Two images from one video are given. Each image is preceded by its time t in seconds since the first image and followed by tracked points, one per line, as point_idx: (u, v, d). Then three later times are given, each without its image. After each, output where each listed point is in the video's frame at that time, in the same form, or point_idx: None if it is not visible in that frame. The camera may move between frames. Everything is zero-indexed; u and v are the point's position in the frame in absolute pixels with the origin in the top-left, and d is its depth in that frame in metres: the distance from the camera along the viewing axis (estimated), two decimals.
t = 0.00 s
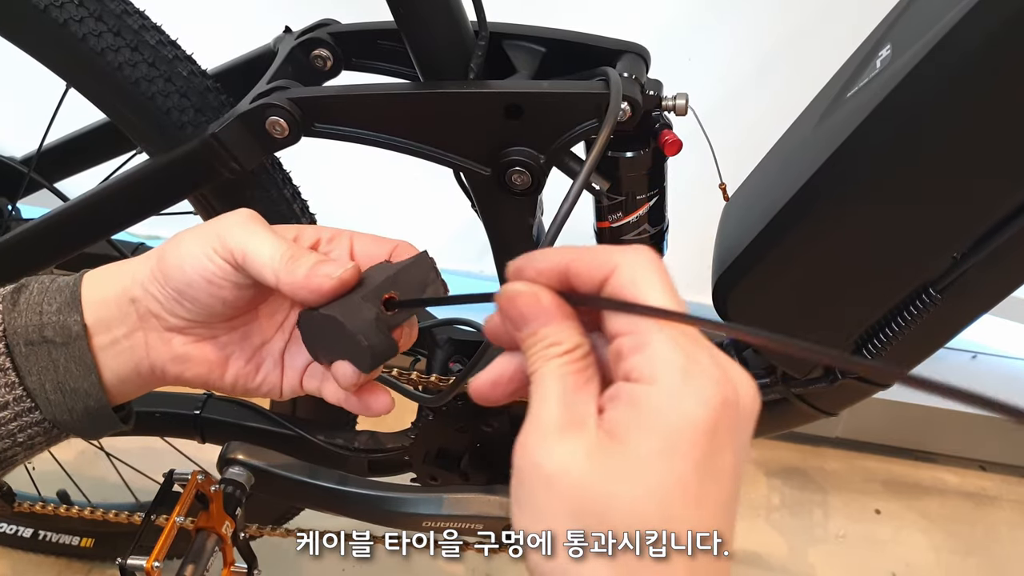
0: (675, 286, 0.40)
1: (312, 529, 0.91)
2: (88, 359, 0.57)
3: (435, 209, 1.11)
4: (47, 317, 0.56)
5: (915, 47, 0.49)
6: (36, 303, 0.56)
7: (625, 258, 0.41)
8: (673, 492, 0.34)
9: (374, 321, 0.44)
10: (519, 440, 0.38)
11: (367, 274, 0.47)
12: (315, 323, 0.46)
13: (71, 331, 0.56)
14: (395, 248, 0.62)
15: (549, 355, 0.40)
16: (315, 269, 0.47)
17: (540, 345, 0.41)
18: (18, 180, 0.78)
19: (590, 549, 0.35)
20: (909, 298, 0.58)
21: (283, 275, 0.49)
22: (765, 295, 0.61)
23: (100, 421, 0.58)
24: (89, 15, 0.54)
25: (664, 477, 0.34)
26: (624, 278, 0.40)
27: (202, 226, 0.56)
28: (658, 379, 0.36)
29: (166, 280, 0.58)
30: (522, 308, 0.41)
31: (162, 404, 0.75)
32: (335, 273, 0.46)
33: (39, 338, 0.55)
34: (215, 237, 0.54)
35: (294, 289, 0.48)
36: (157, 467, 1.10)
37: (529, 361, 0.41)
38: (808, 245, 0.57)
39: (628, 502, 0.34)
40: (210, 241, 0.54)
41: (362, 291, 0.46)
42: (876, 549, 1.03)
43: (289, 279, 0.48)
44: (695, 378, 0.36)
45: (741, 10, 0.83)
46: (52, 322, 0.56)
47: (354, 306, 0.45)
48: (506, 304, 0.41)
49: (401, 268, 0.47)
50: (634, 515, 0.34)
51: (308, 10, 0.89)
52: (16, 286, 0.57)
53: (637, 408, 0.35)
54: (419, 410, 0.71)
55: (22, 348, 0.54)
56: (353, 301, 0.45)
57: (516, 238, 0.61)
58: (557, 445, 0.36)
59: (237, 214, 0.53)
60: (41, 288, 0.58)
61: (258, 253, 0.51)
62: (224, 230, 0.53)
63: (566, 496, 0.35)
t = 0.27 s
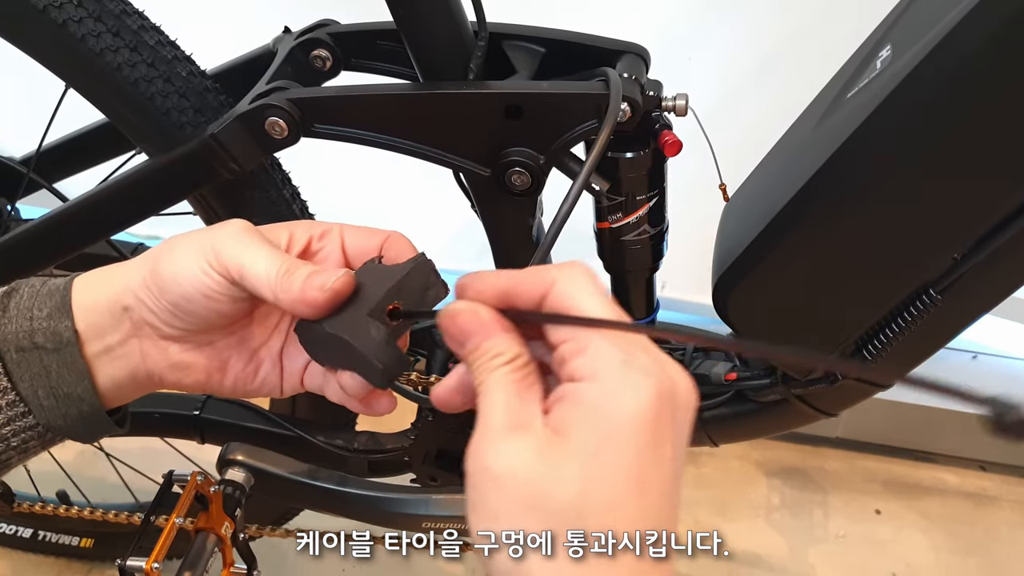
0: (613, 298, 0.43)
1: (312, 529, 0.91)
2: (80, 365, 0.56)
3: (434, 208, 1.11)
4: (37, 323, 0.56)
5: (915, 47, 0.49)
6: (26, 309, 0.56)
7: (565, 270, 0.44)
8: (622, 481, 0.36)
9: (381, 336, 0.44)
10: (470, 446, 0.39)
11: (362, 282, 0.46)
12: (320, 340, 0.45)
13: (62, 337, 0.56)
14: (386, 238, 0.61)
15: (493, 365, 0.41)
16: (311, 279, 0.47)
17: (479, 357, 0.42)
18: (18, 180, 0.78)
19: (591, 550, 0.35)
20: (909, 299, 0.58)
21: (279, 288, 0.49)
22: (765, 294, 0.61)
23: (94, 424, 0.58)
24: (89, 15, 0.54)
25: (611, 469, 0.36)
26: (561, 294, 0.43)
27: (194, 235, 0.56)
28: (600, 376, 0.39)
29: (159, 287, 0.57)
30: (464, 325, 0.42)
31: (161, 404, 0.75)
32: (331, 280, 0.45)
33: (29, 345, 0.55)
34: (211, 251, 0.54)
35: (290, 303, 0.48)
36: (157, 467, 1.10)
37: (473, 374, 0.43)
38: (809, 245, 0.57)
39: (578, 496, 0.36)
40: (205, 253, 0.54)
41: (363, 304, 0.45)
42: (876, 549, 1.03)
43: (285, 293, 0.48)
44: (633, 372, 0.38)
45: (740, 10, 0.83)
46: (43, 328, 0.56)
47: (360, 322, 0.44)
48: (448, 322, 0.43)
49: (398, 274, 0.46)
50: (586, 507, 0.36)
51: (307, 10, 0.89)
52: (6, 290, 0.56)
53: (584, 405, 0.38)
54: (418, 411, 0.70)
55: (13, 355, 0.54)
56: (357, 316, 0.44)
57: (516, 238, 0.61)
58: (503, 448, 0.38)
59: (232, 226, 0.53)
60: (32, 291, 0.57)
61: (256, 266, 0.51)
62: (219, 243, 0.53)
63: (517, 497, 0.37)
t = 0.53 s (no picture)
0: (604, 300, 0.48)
1: (312, 529, 0.91)
2: (55, 382, 0.56)
3: (434, 208, 1.11)
4: (8, 337, 0.54)
5: (915, 47, 0.49)
6: None
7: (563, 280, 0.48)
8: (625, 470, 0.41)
9: (420, 344, 0.44)
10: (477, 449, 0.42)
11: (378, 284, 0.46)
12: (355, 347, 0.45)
13: (32, 353, 0.54)
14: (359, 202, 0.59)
15: (484, 365, 0.44)
16: (320, 283, 0.45)
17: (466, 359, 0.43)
18: (18, 180, 0.78)
19: (590, 549, 0.39)
20: (909, 299, 0.58)
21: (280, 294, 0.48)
22: (765, 294, 0.61)
23: (76, 433, 0.58)
24: (89, 15, 0.54)
25: (616, 462, 0.41)
26: (557, 300, 0.47)
27: (183, 248, 0.53)
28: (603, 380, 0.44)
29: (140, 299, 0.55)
30: (454, 324, 0.43)
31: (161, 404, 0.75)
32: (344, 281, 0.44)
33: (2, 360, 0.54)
34: (207, 272, 0.52)
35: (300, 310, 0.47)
36: (157, 467, 1.10)
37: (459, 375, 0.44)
38: (809, 245, 0.57)
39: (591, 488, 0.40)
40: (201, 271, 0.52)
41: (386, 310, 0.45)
42: (876, 549, 1.03)
43: (293, 304, 0.46)
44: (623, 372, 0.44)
45: (741, 10, 0.83)
46: (13, 343, 0.54)
47: (396, 333, 0.44)
48: (438, 323, 0.44)
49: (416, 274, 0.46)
50: (594, 499, 0.40)
51: (307, 10, 0.89)
52: None
53: (592, 404, 0.43)
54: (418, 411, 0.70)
55: None
56: (390, 326, 0.45)
57: (516, 238, 0.61)
58: (513, 448, 0.41)
59: (222, 241, 0.52)
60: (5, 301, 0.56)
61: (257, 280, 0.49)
62: (212, 261, 0.51)
63: (532, 493, 0.41)
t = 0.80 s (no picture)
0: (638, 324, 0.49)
1: (312, 529, 0.91)
2: (66, 385, 0.56)
3: (435, 208, 1.11)
4: (24, 342, 0.55)
5: (915, 46, 0.49)
6: (14, 327, 0.56)
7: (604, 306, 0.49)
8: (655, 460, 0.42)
9: (477, 334, 0.44)
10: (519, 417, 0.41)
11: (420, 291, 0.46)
12: (409, 345, 0.44)
13: (47, 356, 0.55)
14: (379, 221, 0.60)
15: (531, 348, 0.43)
16: (347, 253, 0.49)
17: (513, 335, 0.43)
18: (18, 180, 0.78)
19: (591, 549, 0.39)
20: (909, 298, 0.58)
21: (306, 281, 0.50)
22: (766, 294, 0.61)
23: (82, 440, 0.58)
24: (89, 15, 0.54)
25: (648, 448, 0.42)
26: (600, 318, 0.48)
27: (204, 248, 0.56)
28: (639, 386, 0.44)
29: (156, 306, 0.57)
30: (510, 305, 0.43)
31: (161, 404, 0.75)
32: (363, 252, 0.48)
33: (15, 363, 0.55)
34: (230, 266, 0.54)
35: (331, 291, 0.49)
36: (157, 467, 1.10)
37: (501, 352, 0.43)
38: (809, 245, 0.57)
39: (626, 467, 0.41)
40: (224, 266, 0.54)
41: (433, 305, 0.45)
42: (876, 549, 1.03)
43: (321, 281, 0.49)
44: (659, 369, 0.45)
45: (740, 10, 0.83)
46: (28, 347, 0.55)
47: (454, 321, 0.44)
48: (494, 304, 0.44)
49: (461, 279, 0.47)
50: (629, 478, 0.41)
51: (306, 10, 0.89)
52: None
53: (623, 406, 0.43)
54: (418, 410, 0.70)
55: None
56: (448, 317, 0.44)
57: (517, 238, 0.61)
58: (555, 419, 0.41)
59: (240, 241, 0.54)
60: (21, 309, 0.57)
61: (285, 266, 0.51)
62: (231, 258, 0.54)
63: (570, 462, 0.40)
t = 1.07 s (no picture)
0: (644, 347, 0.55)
1: (312, 529, 0.91)
2: (83, 368, 0.55)
3: (435, 208, 1.11)
4: (40, 325, 0.54)
5: (915, 46, 0.49)
6: (28, 310, 0.54)
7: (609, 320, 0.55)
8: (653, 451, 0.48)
9: (497, 344, 0.46)
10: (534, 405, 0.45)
11: (446, 299, 0.47)
12: (433, 349, 0.46)
13: (64, 339, 0.54)
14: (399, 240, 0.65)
15: (542, 342, 0.47)
16: (377, 271, 0.50)
17: (528, 330, 0.47)
18: (18, 180, 0.78)
19: (589, 548, 0.44)
20: (909, 299, 0.58)
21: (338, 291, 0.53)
22: (765, 294, 0.61)
23: (97, 424, 0.57)
24: (89, 15, 0.54)
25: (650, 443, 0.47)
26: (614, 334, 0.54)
27: (226, 245, 0.56)
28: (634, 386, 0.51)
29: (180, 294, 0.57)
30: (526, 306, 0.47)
31: (161, 404, 0.75)
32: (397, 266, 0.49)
33: (31, 347, 0.53)
34: (253, 265, 0.55)
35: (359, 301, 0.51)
36: (157, 466, 1.10)
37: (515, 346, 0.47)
38: (809, 245, 0.57)
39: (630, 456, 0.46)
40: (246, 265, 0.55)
41: (460, 313, 0.46)
42: (876, 549, 1.03)
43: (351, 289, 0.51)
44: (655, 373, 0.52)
45: (740, 10, 0.83)
46: (45, 330, 0.54)
47: (475, 328, 0.46)
48: (510, 304, 0.47)
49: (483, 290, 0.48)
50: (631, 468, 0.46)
51: (306, 10, 0.89)
52: (6, 290, 0.55)
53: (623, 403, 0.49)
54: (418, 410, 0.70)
55: (17, 356, 0.53)
56: (470, 325, 0.46)
57: (516, 238, 0.61)
58: (567, 410, 0.45)
59: (267, 240, 0.55)
60: (33, 292, 0.56)
61: (310, 266, 0.54)
62: (255, 258, 0.54)
63: (580, 450, 0.45)
